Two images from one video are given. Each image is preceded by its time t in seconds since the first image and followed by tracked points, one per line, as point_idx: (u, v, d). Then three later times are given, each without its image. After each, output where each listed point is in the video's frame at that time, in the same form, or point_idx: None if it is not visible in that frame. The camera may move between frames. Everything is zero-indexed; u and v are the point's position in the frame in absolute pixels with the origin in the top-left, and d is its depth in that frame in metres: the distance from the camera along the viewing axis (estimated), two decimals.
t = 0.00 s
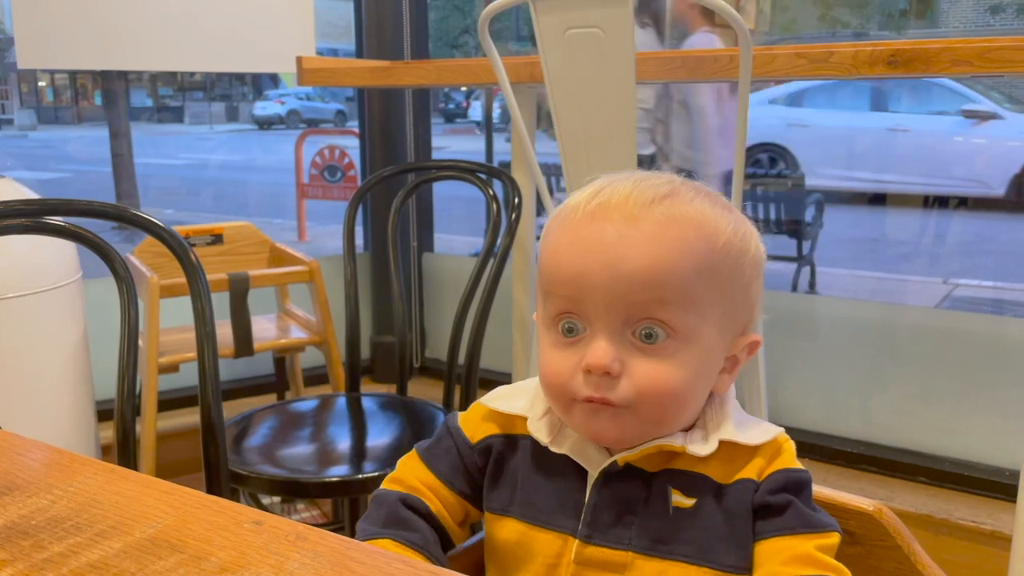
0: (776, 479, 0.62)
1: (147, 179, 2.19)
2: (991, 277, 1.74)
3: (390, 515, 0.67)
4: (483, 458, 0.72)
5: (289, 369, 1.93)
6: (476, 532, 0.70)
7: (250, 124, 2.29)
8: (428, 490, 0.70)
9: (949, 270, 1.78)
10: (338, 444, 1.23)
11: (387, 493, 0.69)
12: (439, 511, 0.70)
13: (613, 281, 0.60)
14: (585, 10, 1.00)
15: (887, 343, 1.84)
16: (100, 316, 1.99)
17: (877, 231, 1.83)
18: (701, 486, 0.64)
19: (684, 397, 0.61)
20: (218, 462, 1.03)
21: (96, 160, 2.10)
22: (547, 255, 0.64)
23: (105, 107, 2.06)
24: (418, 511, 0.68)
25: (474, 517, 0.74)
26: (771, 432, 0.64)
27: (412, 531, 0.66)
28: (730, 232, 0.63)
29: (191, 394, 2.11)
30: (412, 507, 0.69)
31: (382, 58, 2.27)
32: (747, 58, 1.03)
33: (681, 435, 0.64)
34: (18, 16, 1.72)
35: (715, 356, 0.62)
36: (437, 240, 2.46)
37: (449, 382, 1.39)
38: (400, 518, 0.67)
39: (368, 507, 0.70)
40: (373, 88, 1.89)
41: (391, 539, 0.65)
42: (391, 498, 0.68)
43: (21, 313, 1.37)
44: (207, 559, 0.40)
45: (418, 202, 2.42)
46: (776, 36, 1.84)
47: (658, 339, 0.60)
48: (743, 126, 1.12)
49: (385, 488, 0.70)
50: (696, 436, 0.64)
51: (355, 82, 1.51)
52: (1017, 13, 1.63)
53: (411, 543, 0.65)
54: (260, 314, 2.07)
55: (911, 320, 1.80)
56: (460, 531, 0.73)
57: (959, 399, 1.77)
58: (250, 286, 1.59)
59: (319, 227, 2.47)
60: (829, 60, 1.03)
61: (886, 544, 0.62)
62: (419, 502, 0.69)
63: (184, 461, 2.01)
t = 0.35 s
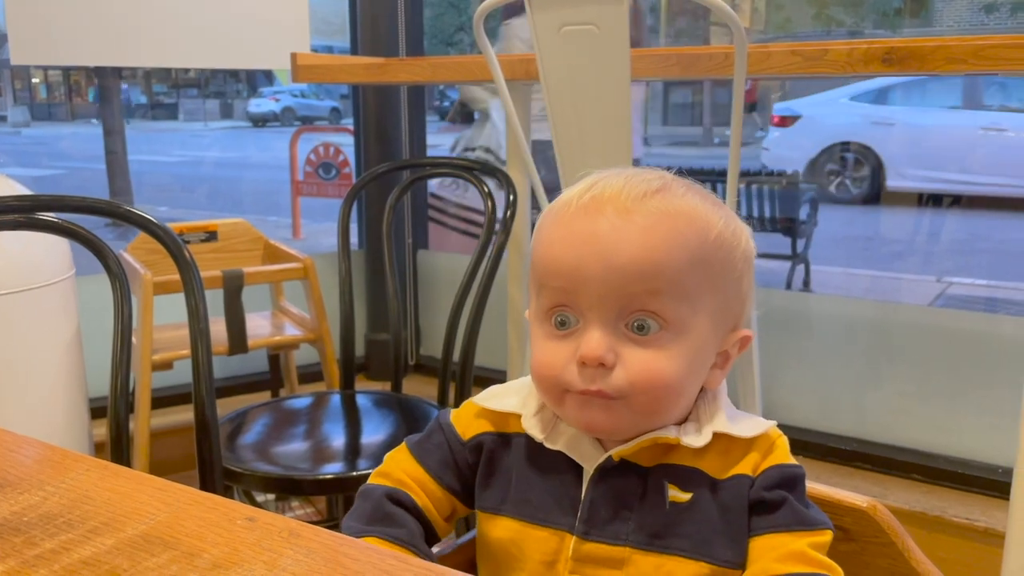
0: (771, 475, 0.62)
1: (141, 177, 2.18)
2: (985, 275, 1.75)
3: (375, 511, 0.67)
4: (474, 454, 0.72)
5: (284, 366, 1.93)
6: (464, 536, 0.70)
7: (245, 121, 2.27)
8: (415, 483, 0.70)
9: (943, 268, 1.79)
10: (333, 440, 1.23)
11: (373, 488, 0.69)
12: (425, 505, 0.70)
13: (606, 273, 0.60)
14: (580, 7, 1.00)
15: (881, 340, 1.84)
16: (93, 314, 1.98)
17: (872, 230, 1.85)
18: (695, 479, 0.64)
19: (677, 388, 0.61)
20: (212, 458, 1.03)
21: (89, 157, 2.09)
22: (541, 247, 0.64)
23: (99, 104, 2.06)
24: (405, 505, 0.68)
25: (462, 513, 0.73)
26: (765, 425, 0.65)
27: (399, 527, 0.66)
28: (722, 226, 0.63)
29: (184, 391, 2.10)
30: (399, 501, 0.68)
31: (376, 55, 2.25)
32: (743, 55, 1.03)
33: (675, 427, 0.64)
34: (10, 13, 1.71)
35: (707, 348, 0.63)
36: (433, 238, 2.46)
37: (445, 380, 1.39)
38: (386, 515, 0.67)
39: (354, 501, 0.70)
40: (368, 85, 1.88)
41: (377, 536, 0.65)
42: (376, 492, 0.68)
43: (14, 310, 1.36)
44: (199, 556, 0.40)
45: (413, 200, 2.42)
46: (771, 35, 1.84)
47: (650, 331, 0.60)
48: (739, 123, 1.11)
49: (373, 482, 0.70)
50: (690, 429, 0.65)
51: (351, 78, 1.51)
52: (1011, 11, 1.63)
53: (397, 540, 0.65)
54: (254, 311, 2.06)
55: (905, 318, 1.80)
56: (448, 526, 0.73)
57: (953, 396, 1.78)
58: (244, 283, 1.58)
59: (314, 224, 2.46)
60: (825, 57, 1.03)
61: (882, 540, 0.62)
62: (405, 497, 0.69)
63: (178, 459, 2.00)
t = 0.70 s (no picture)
0: (745, 466, 0.62)
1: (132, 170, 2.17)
2: (976, 273, 1.77)
3: (356, 501, 0.67)
4: (456, 443, 0.72)
5: (274, 360, 1.92)
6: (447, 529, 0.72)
7: (238, 115, 2.27)
8: (397, 473, 0.70)
9: (932, 266, 1.80)
10: (323, 433, 1.23)
11: (354, 480, 0.69)
12: (409, 494, 0.70)
13: (584, 269, 0.60)
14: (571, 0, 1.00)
15: (871, 337, 1.85)
16: (82, 307, 1.97)
17: (864, 226, 1.87)
18: (669, 471, 0.64)
19: (653, 384, 0.62)
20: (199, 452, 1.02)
21: (80, 150, 2.07)
22: (520, 240, 0.64)
23: (91, 97, 2.04)
24: (387, 495, 0.68)
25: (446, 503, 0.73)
26: (741, 420, 0.65)
27: (380, 517, 0.66)
28: (702, 223, 0.62)
29: (174, 384, 2.10)
30: (379, 491, 0.68)
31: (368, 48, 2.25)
32: (734, 49, 1.03)
33: (649, 420, 0.64)
34: None
35: (683, 344, 0.63)
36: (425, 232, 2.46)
37: (434, 374, 1.38)
38: (367, 505, 0.67)
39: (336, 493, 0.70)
40: (360, 79, 1.88)
41: (358, 527, 0.65)
42: (357, 484, 0.68)
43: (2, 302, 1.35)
44: (180, 544, 0.40)
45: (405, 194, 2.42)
46: (765, 32, 1.84)
47: (627, 327, 0.61)
48: (730, 117, 1.11)
49: (354, 475, 0.70)
50: (664, 422, 0.64)
51: (342, 71, 1.50)
52: (1004, 10, 1.64)
53: (378, 530, 0.65)
54: (244, 304, 2.06)
55: (895, 314, 1.81)
56: (432, 515, 0.72)
57: (942, 392, 1.79)
58: (233, 276, 1.58)
59: (306, 219, 2.46)
60: (814, 52, 1.03)
61: (867, 531, 0.64)
62: (386, 486, 0.68)
63: (167, 452, 2.00)
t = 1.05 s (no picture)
0: (730, 459, 0.62)
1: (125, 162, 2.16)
2: (966, 271, 1.76)
3: (347, 493, 0.67)
4: (446, 434, 0.72)
5: (265, 353, 1.92)
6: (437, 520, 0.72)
7: (231, 109, 2.26)
8: (388, 465, 0.70)
9: (924, 264, 1.81)
10: (314, 426, 1.23)
11: (345, 472, 0.69)
12: (400, 487, 0.69)
13: (577, 258, 0.60)
14: None
15: (862, 334, 1.85)
16: (74, 299, 1.96)
17: (856, 224, 1.86)
18: (655, 464, 0.64)
19: (640, 375, 0.62)
20: (189, 446, 1.02)
21: (72, 142, 2.06)
22: (514, 227, 0.63)
23: (83, 90, 2.02)
24: (378, 487, 0.68)
25: (436, 496, 0.73)
26: (729, 413, 0.65)
27: (372, 508, 0.66)
28: (696, 217, 0.63)
29: (164, 376, 2.09)
30: (370, 483, 0.68)
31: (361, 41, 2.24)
32: (728, 45, 1.03)
33: (637, 417, 0.64)
34: None
35: (672, 338, 0.63)
36: (418, 227, 2.45)
37: (427, 368, 1.38)
38: (358, 496, 0.67)
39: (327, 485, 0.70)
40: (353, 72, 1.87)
41: (349, 518, 0.65)
42: (348, 476, 0.68)
43: None
44: (167, 534, 0.40)
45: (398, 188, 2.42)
46: (759, 29, 1.84)
47: (618, 317, 0.61)
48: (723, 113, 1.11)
49: (344, 467, 0.70)
50: (652, 419, 0.65)
51: (336, 64, 1.50)
52: (997, 10, 1.64)
53: (369, 521, 0.65)
54: (236, 297, 2.05)
55: (886, 312, 1.81)
56: (423, 509, 0.72)
57: (932, 389, 1.79)
58: (225, 268, 1.57)
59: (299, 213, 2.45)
60: (808, 48, 1.03)
61: (856, 525, 0.65)
62: (378, 478, 0.68)
63: (158, 445, 1.99)
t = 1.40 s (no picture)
0: (727, 454, 0.62)
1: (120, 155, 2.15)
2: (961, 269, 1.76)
3: (344, 486, 0.67)
4: (442, 428, 0.71)
5: (260, 346, 1.92)
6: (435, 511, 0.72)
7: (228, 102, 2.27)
8: (385, 458, 0.70)
9: (919, 262, 1.81)
10: (308, 419, 1.23)
11: (342, 465, 0.69)
12: (396, 479, 0.70)
13: (575, 257, 0.60)
14: None
15: (858, 330, 1.85)
16: (69, 291, 1.96)
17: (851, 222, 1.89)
18: (652, 458, 0.64)
19: (640, 372, 0.62)
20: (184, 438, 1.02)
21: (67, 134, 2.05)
22: (510, 225, 0.63)
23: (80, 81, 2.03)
24: (376, 480, 0.68)
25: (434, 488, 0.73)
26: (726, 408, 0.65)
27: (368, 499, 0.66)
28: (693, 210, 0.62)
29: (159, 369, 2.09)
30: (368, 476, 0.68)
31: (359, 34, 2.23)
32: (727, 39, 1.02)
33: (635, 409, 0.64)
34: None
35: (672, 333, 0.63)
36: (414, 222, 2.45)
37: (422, 362, 1.38)
38: (354, 488, 0.67)
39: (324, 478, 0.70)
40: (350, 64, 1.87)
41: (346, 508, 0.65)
42: (346, 470, 0.68)
43: None
44: (161, 522, 0.40)
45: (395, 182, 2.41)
46: (757, 26, 1.84)
47: (617, 315, 0.60)
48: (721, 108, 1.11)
49: (342, 460, 0.70)
50: (651, 411, 0.64)
51: (332, 57, 1.49)
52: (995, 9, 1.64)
53: (366, 512, 0.65)
54: (231, 290, 2.05)
55: (882, 309, 1.81)
56: (420, 501, 0.72)
57: (927, 387, 1.79)
58: (221, 261, 1.57)
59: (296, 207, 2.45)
60: (807, 44, 1.03)
61: (852, 519, 0.66)
62: (374, 471, 0.69)
63: (152, 436, 1.99)
